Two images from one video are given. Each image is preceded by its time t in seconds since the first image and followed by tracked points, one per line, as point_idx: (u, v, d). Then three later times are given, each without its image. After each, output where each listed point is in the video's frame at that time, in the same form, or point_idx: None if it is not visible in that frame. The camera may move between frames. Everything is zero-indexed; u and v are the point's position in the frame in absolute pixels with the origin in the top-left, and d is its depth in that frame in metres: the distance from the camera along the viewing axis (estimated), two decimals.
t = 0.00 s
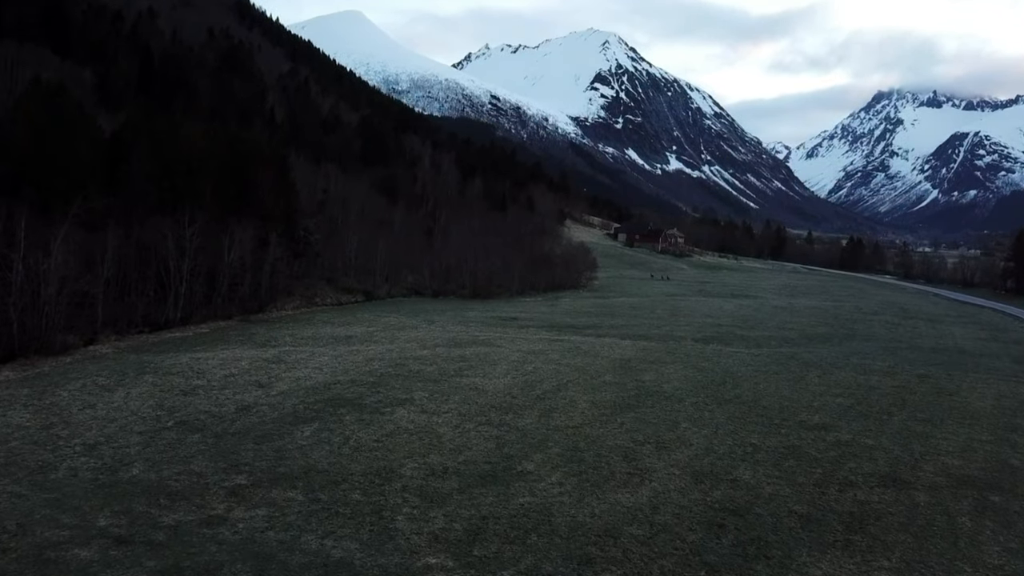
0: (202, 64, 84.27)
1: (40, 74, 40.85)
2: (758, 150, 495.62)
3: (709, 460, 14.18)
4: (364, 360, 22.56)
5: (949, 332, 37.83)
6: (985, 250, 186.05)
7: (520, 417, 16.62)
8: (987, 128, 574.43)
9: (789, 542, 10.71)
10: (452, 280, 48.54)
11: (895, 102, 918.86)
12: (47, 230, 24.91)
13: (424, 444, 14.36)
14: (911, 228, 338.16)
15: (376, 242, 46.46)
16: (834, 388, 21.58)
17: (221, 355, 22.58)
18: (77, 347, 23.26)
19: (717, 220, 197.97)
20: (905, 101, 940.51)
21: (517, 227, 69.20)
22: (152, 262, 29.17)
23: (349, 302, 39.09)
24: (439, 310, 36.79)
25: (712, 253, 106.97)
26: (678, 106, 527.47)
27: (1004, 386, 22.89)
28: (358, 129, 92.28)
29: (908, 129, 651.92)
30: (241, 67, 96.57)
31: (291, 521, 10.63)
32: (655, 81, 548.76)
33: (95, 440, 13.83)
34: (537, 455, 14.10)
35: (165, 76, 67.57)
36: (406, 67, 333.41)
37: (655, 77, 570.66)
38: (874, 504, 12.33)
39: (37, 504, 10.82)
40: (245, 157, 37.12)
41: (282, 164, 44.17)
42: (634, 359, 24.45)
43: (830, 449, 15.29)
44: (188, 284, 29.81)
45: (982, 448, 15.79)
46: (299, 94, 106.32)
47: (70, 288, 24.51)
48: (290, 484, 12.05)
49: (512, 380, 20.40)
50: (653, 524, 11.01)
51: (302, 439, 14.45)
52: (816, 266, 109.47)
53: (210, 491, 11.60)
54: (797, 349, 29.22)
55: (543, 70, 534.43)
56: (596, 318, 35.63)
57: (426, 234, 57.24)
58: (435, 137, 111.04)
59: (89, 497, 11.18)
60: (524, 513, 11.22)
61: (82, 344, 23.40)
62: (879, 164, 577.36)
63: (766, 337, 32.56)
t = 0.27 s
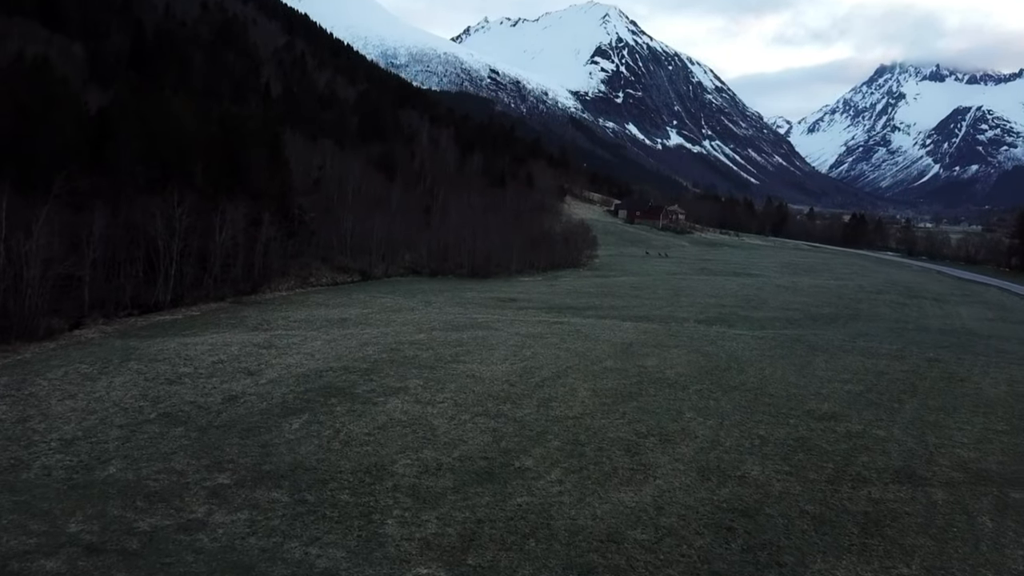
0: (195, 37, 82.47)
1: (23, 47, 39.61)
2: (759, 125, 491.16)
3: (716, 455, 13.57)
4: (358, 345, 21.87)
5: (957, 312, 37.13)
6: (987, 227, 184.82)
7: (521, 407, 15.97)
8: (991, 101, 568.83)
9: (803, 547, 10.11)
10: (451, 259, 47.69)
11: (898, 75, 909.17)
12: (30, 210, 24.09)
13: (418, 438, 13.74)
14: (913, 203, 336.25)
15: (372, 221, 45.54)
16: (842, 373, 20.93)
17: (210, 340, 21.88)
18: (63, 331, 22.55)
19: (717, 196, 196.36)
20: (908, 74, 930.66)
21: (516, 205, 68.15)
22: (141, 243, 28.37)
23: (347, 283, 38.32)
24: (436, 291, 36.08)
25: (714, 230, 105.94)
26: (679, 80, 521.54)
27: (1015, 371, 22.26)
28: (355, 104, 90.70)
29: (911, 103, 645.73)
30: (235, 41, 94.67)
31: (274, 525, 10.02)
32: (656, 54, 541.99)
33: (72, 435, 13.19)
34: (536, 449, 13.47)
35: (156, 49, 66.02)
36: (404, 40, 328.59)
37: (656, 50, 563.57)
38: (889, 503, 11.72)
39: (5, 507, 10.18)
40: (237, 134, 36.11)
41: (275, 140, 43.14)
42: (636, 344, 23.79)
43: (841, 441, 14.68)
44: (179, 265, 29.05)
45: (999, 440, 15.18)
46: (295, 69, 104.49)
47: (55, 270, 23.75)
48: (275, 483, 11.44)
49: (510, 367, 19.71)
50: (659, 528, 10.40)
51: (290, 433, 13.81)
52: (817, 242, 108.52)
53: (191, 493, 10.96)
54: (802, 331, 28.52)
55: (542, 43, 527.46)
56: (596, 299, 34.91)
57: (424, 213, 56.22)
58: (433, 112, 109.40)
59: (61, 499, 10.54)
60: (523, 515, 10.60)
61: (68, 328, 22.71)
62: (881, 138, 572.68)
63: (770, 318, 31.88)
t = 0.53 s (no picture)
0: (186, 10, 80.64)
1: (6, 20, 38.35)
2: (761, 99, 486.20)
3: (725, 452, 12.95)
4: (352, 331, 21.19)
5: (964, 292, 36.40)
6: (990, 203, 183.37)
7: (519, 399, 15.33)
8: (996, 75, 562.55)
9: (819, 556, 9.51)
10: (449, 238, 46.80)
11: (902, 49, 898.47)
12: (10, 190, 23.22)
13: (411, 434, 13.11)
14: (915, 178, 333.87)
15: (368, 200, 44.62)
16: (851, 360, 20.30)
17: (198, 325, 21.18)
18: (47, 316, 21.84)
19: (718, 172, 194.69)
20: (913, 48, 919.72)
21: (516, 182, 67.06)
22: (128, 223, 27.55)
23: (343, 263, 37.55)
24: (434, 272, 35.32)
25: (715, 207, 104.73)
26: (680, 54, 515.15)
27: None
28: (351, 79, 89.06)
29: (915, 77, 638.73)
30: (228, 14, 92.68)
31: (256, 535, 9.39)
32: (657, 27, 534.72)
33: (48, 432, 12.54)
34: (535, 446, 12.84)
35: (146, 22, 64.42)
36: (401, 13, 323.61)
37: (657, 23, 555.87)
38: (907, 505, 11.11)
39: None
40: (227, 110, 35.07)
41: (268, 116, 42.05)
42: (638, 329, 23.11)
43: (854, 436, 14.06)
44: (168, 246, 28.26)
45: (1017, 433, 14.56)
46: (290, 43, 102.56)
47: (38, 253, 22.97)
48: (259, 486, 10.81)
49: (508, 354, 19.05)
50: (666, 536, 9.80)
51: (278, 428, 13.17)
52: (819, 219, 107.52)
53: (169, 497, 10.33)
54: (808, 314, 27.83)
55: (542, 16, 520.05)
56: (597, 281, 34.17)
57: (421, 191, 55.20)
58: (432, 86, 107.65)
59: (30, 505, 9.92)
60: (521, 522, 9.99)
61: (52, 313, 21.99)
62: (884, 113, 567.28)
63: (775, 300, 31.18)
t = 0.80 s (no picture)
0: None
1: None
2: (763, 75, 481.05)
3: (734, 454, 12.32)
4: (346, 319, 20.50)
5: (972, 275, 35.67)
6: (992, 180, 181.96)
7: (519, 395, 14.68)
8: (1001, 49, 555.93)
9: (839, 574, 8.88)
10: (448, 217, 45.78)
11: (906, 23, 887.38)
12: None
13: (404, 435, 12.45)
14: (917, 153, 331.12)
15: (364, 179, 43.63)
16: (862, 349, 19.62)
17: (186, 313, 20.42)
18: (30, 303, 21.07)
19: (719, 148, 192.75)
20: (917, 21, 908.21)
21: (516, 159, 65.86)
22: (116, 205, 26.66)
23: (339, 245, 36.74)
24: (431, 254, 34.55)
25: (717, 185, 103.54)
26: (682, 28, 508.37)
27: None
28: (347, 54, 87.36)
29: (919, 51, 631.23)
30: None
31: (237, 552, 8.78)
32: None
33: (20, 434, 11.87)
34: (534, 447, 12.18)
35: None
36: None
37: None
38: (928, 513, 10.48)
39: None
40: (218, 87, 34.01)
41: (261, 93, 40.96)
42: (641, 316, 22.42)
43: (869, 434, 13.40)
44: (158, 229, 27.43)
45: None
46: (284, 18, 100.60)
47: (20, 237, 22.17)
48: (242, 495, 10.17)
49: (506, 345, 18.37)
50: (673, 551, 9.20)
51: (264, 430, 12.51)
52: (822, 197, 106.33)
53: (145, 508, 9.71)
54: (815, 298, 27.11)
55: None
56: (598, 263, 33.40)
57: (420, 170, 54.12)
58: (429, 61, 105.80)
59: None
60: (519, 537, 9.36)
61: (36, 299, 21.22)
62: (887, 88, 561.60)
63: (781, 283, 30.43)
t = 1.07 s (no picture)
0: None
1: None
2: (763, 68, 479.10)
3: (745, 477, 11.64)
4: (338, 326, 19.79)
5: (980, 274, 34.98)
6: (994, 175, 181.31)
7: (517, 410, 14.00)
8: (1002, 42, 553.88)
9: None
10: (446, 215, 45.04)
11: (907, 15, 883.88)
12: None
13: (396, 458, 11.76)
14: (918, 147, 329.92)
15: (361, 176, 42.88)
16: (873, 356, 18.97)
17: (173, 320, 19.73)
18: (14, 309, 20.38)
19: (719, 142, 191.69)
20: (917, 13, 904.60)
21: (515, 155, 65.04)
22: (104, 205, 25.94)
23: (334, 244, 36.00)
24: (428, 254, 33.84)
25: (718, 180, 102.71)
26: (681, 20, 505.95)
27: None
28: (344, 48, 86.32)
29: (919, 43, 628.87)
30: None
31: None
32: None
33: None
34: (533, 470, 11.49)
35: None
36: None
37: None
38: (953, 545, 9.83)
39: None
40: (209, 83, 33.20)
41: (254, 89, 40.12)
42: (644, 321, 21.72)
43: (886, 453, 12.74)
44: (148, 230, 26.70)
45: None
46: (281, 12, 99.54)
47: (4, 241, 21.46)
48: (221, 528, 9.49)
49: (505, 354, 17.67)
50: None
51: (248, 451, 11.83)
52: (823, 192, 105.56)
53: (115, 544, 9.04)
54: (822, 301, 26.42)
55: None
56: (599, 264, 32.72)
57: (417, 166, 53.34)
58: (428, 55, 104.73)
59: None
60: None
61: (19, 306, 20.53)
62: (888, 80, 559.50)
63: (785, 284, 29.78)
